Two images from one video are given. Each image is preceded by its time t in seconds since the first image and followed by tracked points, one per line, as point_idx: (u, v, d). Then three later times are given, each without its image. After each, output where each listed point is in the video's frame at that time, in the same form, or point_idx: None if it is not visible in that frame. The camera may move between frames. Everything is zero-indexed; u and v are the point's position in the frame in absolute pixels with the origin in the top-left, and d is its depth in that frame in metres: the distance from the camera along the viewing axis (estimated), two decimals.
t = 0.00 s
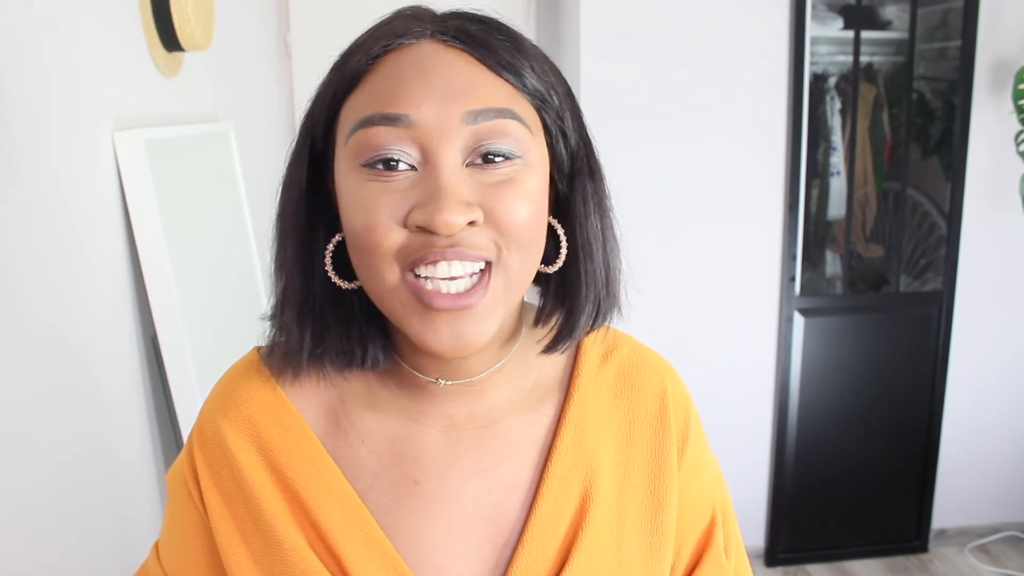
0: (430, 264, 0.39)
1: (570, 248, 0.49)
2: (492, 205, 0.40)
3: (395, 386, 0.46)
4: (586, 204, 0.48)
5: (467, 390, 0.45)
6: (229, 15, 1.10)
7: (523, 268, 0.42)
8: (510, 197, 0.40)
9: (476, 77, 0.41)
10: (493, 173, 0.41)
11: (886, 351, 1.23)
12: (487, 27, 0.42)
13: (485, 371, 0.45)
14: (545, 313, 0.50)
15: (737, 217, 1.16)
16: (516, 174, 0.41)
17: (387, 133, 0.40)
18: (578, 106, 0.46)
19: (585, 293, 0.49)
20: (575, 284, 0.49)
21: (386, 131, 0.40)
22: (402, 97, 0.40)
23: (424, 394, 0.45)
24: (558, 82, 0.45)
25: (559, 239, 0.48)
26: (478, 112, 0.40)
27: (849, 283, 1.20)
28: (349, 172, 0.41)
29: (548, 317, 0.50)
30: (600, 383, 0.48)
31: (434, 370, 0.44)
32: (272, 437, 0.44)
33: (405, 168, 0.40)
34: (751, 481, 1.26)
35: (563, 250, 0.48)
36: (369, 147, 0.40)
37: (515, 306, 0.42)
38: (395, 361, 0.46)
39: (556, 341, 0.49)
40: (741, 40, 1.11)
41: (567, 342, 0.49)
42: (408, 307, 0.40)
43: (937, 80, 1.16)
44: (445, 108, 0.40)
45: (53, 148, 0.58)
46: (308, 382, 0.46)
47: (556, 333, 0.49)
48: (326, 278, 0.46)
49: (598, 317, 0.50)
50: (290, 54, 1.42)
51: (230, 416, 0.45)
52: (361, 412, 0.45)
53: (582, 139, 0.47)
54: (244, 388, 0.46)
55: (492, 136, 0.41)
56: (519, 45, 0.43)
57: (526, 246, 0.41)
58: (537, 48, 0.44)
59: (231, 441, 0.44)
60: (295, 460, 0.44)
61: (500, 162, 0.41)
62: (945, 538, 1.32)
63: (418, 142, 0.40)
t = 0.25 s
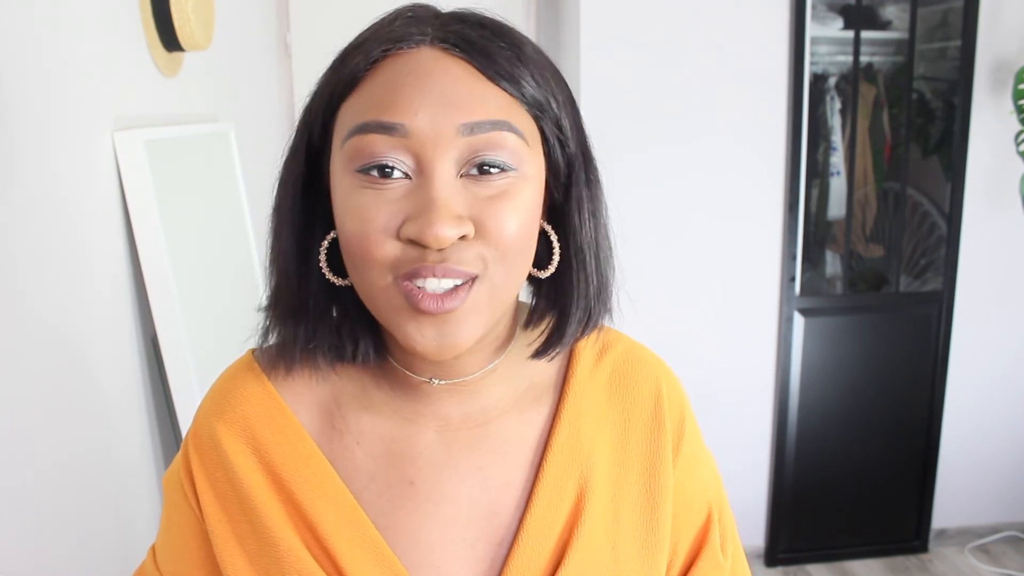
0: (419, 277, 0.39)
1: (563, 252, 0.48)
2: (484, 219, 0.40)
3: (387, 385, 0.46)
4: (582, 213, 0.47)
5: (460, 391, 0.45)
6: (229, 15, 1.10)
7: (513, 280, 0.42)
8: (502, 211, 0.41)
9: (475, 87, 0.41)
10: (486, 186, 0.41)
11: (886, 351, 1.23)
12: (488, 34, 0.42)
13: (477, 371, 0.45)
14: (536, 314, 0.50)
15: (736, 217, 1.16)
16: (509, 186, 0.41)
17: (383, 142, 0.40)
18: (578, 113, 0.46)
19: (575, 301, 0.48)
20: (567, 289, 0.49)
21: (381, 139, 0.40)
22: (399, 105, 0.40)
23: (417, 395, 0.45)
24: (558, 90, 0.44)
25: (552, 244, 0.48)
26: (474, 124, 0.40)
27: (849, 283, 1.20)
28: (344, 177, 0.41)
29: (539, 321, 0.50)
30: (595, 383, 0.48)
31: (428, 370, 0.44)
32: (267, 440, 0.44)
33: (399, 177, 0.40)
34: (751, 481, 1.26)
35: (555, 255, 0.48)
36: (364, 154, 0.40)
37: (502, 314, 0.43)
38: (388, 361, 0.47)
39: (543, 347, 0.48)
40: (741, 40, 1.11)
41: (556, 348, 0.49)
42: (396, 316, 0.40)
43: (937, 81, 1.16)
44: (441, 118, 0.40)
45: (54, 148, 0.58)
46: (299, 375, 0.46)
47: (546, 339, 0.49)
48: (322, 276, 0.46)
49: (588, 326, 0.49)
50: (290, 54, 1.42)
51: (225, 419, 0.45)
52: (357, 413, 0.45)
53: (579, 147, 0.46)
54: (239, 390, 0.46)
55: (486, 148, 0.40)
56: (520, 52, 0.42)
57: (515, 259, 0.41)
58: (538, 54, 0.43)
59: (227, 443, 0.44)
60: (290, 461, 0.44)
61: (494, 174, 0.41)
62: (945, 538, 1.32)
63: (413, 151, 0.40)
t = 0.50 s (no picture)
0: (421, 269, 0.39)
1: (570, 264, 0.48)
2: (490, 220, 0.40)
3: (386, 384, 0.46)
4: (592, 226, 0.47)
5: (460, 393, 0.45)
6: (229, 15, 1.10)
7: (514, 285, 0.42)
8: (510, 213, 0.40)
9: (496, 87, 0.41)
10: (497, 187, 0.41)
11: (886, 351, 1.23)
12: (515, 39, 0.42)
13: (477, 374, 0.45)
14: (537, 325, 0.49)
15: (736, 217, 1.16)
16: (519, 189, 0.41)
17: (399, 131, 0.40)
18: (596, 128, 0.46)
19: (579, 313, 0.48)
20: (571, 302, 0.48)
21: (398, 128, 0.40)
22: (419, 97, 0.40)
23: (416, 395, 0.45)
24: (578, 102, 0.45)
25: (559, 253, 0.48)
26: (490, 124, 0.40)
27: (849, 283, 1.20)
28: (357, 163, 0.41)
29: (540, 332, 0.49)
30: (594, 386, 0.48)
31: (426, 370, 0.44)
32: (266, 438, 0.44)
33: (412, 167, 0.40)
34: (751, 481, 1.26)
35: (561, 266, 0.48)
36: (378, 141, 0.40)
37: (504, 317, 0.42)
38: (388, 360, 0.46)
39: (544, 360, 0.48)
40: (741, 40, 1.11)
41: (556, 360, 0.48)
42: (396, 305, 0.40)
43: (937, 80, 1.16)
44: (459, 115, 0.40)
45: (54, 149, 0.58)
46: (300, 366, 0.47)
47: (547, 350, 0.48)
48: (329, 266, 0.46)
49: (591, 339, 0.49)
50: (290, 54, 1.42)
51: (224, 416, 0.45)
52: (355, 412, 0.45)
53: (594, 161, 0.46)
54: (238, 387, 0.46)
55: (501, 149, 0.40)
56: (544, 60, 0.43)
57: (518, 263, 0.41)
58: (562, 64, 0.44)
59: (226, 440, 0.44)
60: (289, 460, 0.44)
61: (506, 175, 0.41)
62: (945, 538, 1.32)
63: (427, 143, 0.40)
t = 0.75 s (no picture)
0: (428, 291, 0.39)
1: (574, 267, 0.48)
2: (497, 243, 0.40)
3: (388, 383, 0.46)
4: (597, 232, 0.46)
5: (461, 391, 0.45)
6: (229, 15, 1.10)
7: (520, 303, 0.42)
8: (517, 235, 0.41)
9: (502, 108, 0.40)
10: (503, 209, 0.41)
11: (886, 352, 1.23)
12: (522, 52, 0.41)
13: (479, 374, 0.46)
14: (541, 322, 0.49)
15: (736, 217, 1.16)
16: (525, 211, 0.41)
17: (405, 155, 0.39)
18: (602, 135, 0.45)
19: (585, 313, 0.48)
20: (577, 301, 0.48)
21: (404, 152, 0.39)
22: (424, 119, 0.39)
23: (418, 395, 0.45)
24: (585, 114, 0.43)
25: (562, 259, 0.48)
26: (497, 145, 0.40)
27: (849, 283, 1.20)
28: (362, 183, 0.41)
29: (542, 329, 0.49)
30: (594, 385, 0.48)
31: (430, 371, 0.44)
32: (268, 433, 0.44)
33: (418, 191, 0.40)
34: (751, 480, 1.26)
35: (564, 271, 0.48)
36: (384, 164, 0.40)
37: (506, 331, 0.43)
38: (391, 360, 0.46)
39: (550, 359, 0.48)
40: (741, 40, 1.11)
41: (561, 364, 0.48)
42: (404, 329, 0.40)
43: (937, 81, 1.16)
44: (466, 138, 0.39)
45: (54, 149, 0.58)
46: (308, 363, 0.47)
47: (551, 352, 0.48)
48: (333, 270, 0.46)
49: (594, 342, 0.48)
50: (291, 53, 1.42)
51: (227, 411, 0.45)
52: (356, 409, 0.45)
53: (600, 166, 0.45)
54: (241, 382, 0.46)
55: (508, 172, 0.40)
56: (551, 72, 0.41)
57: (525, 283, 0.42)
58: (570, 74, 0.43)
59: (228, 435, 0.44)
60: (291, 455, 0.44)
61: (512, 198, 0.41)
62: (945, 538, 1.32)
63: (434, 168, 0.39)
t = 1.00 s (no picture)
0: (430, 290, 0.40)
1: (566, 260, 0.48)
2: (498, 241, 0.40)
3: (386, 383, 0.46)
4: (590, 227, 0.46)
5: (459, 390, 0.45)
6: (229, 15, 1.10)
7: (520, 300, 0.42)
8: (516, 232, 0.41)
9: (496, 107, 0.40)
10: (502, 208, 0.41)
11: (886, 352, 1.23)
12: (514, 50, 0.41)
13: (476, 373, 0.45)
14: (534, 315, 0.49)
15: (736, 217, 1.16)
16: (524, 209, 0.41)
17: (402, 157, 0.39)
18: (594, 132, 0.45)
19: (580, 307, 0.48)
20: (572, 293, 0.48)
21: (402, 154, 0.39)
22: (421, 120, 0.39)
23: (415, 393, 0.45)
24: (578, 111, 0.43)
25: (556, 257, 0.47)
26: (494, 144, 0.40)
27: (849, 283, 1.20)
28: (359, 186, 0.41)
29: (536, 323, 0.49)
30: (589, 380, 0.48)
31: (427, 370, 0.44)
32: (267, 435, 0.44)
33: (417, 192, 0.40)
34: (751, 480, 1.26)
35: (557, 266, 0.47)
36: (382, 166, 0.40)
37: (505, 329, 0.43)
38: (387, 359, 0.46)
39: (545, 351, 0.48)
40: (741, 40, 1.11)
41: (556, 357, 0.48)
42: (406, 329, 0.41)
43: (937, 81, 1.16)
44: (463, 138, 0.39)
45: (54, 146, 0.58)
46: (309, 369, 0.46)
47: (546, 346, 0.48)
48: (328, 273, 0.46)
49: (589, 333, 0.48)
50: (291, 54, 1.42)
51: (225, 414, 0.45)
52: (354, 409, 0.45)
53: (592, 163, 0.45)
54: (239, 384, 0.46)
55: (505, 170, 0.40)
56: (543, 70, 0.41)
57: (525, 280, 0.42)
58: (561, 71, 0.43)
59: (227, 437, 0.44)
60: (289, 456, 0.44)
61: (511, 195, 0.41)
62: (945, 538, 1.32)
63: (433, 168, 0.39)
